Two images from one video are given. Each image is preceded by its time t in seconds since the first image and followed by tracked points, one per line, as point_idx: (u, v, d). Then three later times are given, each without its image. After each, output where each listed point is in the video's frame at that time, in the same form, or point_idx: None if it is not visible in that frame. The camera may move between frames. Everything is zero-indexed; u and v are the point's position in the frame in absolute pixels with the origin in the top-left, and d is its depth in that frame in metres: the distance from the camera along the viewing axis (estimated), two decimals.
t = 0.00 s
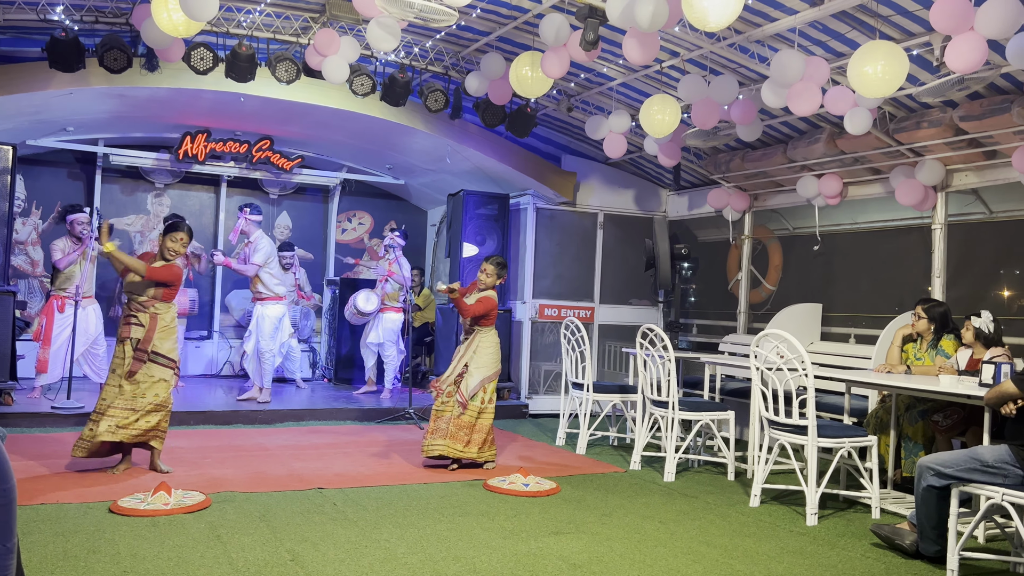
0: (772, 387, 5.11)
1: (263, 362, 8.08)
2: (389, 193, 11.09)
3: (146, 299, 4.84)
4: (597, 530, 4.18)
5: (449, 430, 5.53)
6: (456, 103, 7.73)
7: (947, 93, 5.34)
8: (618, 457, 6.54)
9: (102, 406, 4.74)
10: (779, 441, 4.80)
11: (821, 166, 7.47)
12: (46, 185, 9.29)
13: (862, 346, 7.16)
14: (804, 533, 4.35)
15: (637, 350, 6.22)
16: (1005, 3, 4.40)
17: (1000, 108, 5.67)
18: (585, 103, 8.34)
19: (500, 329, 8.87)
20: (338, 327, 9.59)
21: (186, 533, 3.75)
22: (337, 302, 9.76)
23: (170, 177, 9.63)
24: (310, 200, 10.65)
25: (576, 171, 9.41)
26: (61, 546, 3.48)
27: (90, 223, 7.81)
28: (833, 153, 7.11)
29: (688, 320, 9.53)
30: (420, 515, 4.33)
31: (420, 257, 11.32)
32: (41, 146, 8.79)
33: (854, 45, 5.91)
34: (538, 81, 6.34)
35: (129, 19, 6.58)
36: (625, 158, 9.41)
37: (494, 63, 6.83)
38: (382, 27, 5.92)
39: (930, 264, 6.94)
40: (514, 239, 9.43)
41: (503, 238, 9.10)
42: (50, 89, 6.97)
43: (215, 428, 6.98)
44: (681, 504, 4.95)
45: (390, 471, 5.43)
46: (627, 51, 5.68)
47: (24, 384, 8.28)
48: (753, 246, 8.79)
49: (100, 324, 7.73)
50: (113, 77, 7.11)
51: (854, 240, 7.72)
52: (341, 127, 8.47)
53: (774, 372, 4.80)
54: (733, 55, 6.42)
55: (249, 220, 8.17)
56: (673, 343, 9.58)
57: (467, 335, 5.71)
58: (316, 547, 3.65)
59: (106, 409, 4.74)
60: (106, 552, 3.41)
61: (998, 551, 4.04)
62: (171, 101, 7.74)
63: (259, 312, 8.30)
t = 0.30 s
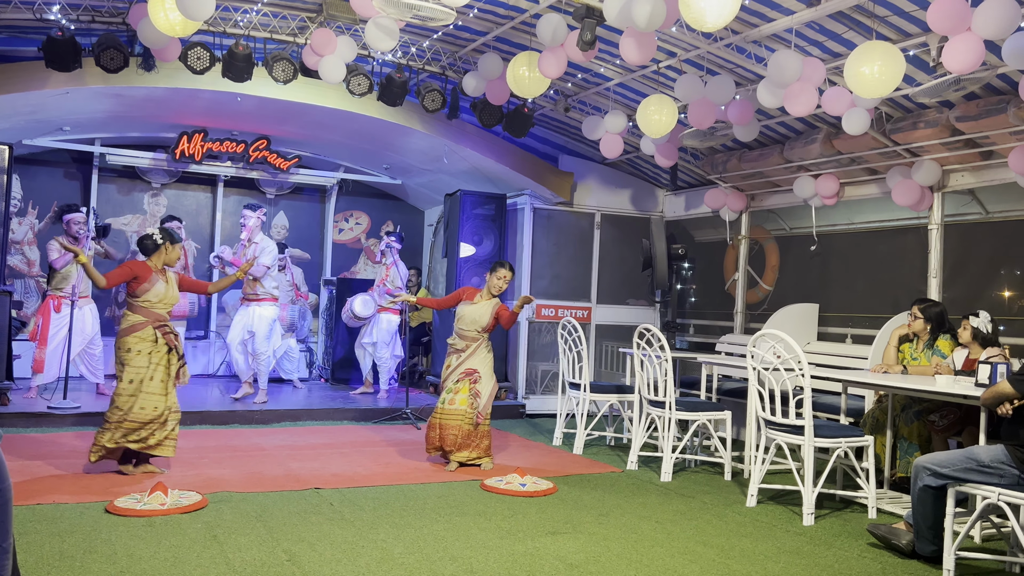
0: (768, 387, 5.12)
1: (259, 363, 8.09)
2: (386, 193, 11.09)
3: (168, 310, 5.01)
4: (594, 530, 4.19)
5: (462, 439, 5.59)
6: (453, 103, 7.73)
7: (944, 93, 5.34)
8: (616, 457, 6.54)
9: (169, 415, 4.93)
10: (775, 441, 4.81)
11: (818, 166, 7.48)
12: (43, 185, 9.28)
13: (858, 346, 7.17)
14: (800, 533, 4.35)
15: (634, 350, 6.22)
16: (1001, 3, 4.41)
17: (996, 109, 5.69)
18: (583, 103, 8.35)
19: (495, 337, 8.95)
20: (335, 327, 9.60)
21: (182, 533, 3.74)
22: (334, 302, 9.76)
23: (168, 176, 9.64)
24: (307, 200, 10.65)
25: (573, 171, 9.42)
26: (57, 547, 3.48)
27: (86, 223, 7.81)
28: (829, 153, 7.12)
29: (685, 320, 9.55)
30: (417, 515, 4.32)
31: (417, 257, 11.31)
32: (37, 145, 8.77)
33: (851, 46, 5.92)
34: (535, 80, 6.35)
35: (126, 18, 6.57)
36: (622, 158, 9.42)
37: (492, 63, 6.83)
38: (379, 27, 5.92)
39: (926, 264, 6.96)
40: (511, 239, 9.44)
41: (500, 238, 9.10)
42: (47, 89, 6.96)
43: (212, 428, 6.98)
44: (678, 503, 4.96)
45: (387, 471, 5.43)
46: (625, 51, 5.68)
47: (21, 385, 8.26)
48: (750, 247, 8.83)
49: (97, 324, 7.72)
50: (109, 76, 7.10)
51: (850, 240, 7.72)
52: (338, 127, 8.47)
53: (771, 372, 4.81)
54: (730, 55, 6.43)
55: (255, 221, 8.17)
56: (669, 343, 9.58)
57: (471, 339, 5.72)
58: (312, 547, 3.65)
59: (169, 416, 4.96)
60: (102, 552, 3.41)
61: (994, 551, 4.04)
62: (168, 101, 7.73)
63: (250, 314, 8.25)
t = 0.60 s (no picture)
0: (767, 387, 5.12)
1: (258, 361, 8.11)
2: (385, 192, 11.08)
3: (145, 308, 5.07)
4: (592, 530, 4.19)
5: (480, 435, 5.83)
6: (452, 103, 7.72)
7: (943, 93, 5.34)
8: (614, 457, 6.54)
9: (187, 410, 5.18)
10: (774, 441, 4.81)
11: (817, 166, 7.48)
12: (41, 184, 9.27)
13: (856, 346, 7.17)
14: (799, 533, 4.36)
15: (633, 350, 6.22)
16: (999, 4, 4.41)
17: (994, 109, 5.69)
18: (581, 103, 8.35)
19: (495, 336, 8.98)
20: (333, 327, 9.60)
21: (181, 533, 3.74)
22: (333, 301, 9.76)
23: (166, 176, 9.72)
24: (306, 200, 10.64)
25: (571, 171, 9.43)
26: (56, 546, 3.47)
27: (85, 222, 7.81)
28: (828, 153, 7.12)
29: (684, 320, 9.56)
30: (416, 515, 4.32)
31: (415, 257, 11.30)
32: (36, 144, 8.76)
33: (849, 46, 5.92)
34: (534, 80, 6.35)
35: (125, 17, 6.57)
36: (621, 158, 9.42)
37: (491, 63, 6.83)
38: (378, 27, 5.92)
39: (924, 264, 6.97)
40: (510, 239, 9.43)
41: (499, 237, 9.10)
42: (45, 88, 6.95)
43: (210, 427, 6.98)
44: (676, 503, 4.96)
45: (386, 471, 5.43)
46: (624, 51, 5.68)
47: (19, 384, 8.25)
48: (749, 247, 8.83)
49: (96, 324, 7.72)
50: (108, 75, 7.09)
51: (848, 240, 7.72)
52: (336, 126, 8.47)
53: (769, 372, 4.81)
54: (729, 55, 6.43)
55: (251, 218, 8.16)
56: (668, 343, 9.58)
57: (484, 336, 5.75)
58: (311, 547, 3.64)
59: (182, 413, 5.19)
60: (101, 552, 3.40)
61: (992, 551, 4.05)
62: (166, 100, 7.73)
63: (240, 312, 8.06)
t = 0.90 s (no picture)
0: (767, 387, 5.11)
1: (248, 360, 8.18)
2: (385, 192, 11.08)
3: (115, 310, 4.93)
4: (592, 530, 4.19)
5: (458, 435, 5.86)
6: (452, 103, 7.72)
7: (943, 93, 5.34)
8: (614, 457, 6.54)
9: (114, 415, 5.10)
10: (774, 441, 4.80)
11: (817, 166, 7.49)
12: (41, 183, 9.26)
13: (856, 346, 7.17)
14: (798, 533, 4.36)
15: (633, 350, 6.21)
16: (999, 4, 4.41)
17: (994, 109, 5.69)
18: (582, 103, 8.35)
19: (496, 337, 8.96)
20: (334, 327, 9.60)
21: (182, 532, 3.74)
22: (333, 301, 9.76)
23: (166, 176, 9.73)
24: (306, 199, 10.64)
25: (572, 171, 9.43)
26: (55, 545, 3.47)
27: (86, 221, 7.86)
28: (828, 153, 7.12)
29: (684, 320, 9.57)
30: (416, 515, 4.32)
31: (415, 256, 11.30)
32: (36, 144, 8.76)
33: (850, 46, 5.92)
34: (535, 80, 6.35)
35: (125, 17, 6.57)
36: (622, 158, 9.42)
37: (491, 62, 6.82)
38: (378, 27, 5.92)
39: (924, 264, 6.97)
40: (510, 239, 9.43)
41: (499, 237, 9.10)
42: (45, 87, 6.95)
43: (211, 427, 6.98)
44: (675, 503, 4.97)
45: (386, 471, 5.43)
46: (624, 51, 5.68)
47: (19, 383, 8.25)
48: (749, 247, 8.83)
49: (96, 323, 7.74)
50: (108, 75, 7.09)
51: (849, 240, 7.71)
52: (336, 126, 8.47)
53: (769, 372, 4.81)
54: (729, 55, 6.43)
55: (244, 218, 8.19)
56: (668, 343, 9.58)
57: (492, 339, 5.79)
58: (311, 546, 3.64)
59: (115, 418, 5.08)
60: (101, 552, 3.40)
61: (992, 551, 4.04)
62: (166, 100, 7.72)
63: (224, 311, 7.98)
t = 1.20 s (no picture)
0: (768, 387, 5.11)
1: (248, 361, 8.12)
2: (386, 192, 11.08)
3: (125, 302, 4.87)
4: (592, 529, 4.19)
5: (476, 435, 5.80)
6: (453, 103, 7.71)
7: (944, 93, 5.34)
8: (614, 457, 6.53)
9: (78, 413, 4.80)
10: (775, 441, 4.80)
11: (818, 166, 7.49)
12: (43, 183, 9.28)
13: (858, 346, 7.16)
14: (799, 533, 4.36)
15: (634, 350, 6.21)
16: (1001, 4, 4.41)
17: (995, 109, 5.69)
18: (583, 103, 8.35)
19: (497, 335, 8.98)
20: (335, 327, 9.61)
21: (182, 532, 3.74)
22: (334, 301, 9.77)
23: (167, 176, 9.68)
24: (306, 199, 10.64)
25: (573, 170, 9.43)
26: (56, 545, 3.47)
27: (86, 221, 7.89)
28: (829, 153, 7.12)
29: (685, 320, 9.57)
30: (417, 515, 4.31)
31: (416, 256, 11.31)
32: (37, 143, 8.76)
33: (851, 46, 5.92)
34: (536, 80, 6.35)
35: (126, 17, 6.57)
36: (622, 158, 9.42)
37: (492, 62, 6.82)
38: (379, 27, 5.91)
39: (925, 264, 6.97)
40: (511, 238, 9.43)
41: (500, 237, 9.11)
42: (46, 87, 6.95)
43: (211, 427, 6.98)
44: (676, 503, 4.97)
45: (386, 470, 5.43)
46: (625, 50, 5.68)
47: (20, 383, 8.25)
48: (750, 247, 8.82)
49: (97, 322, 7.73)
50: (109, 74, 7.09)
51: (849, 240, 7.71)
52: (338, 125, 8.47)
53: (770, 372, 4.80)
54: (730, 55, 6.43)
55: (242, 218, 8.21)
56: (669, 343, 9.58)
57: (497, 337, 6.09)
58: (311, 546, 3.64)
59: (82, 415, 4.81)
60: (102, 551, 3.40)
61: (993, 551, 4.05)
62: (167, 99, 7.71)
63: (224, 312, 7.99)
